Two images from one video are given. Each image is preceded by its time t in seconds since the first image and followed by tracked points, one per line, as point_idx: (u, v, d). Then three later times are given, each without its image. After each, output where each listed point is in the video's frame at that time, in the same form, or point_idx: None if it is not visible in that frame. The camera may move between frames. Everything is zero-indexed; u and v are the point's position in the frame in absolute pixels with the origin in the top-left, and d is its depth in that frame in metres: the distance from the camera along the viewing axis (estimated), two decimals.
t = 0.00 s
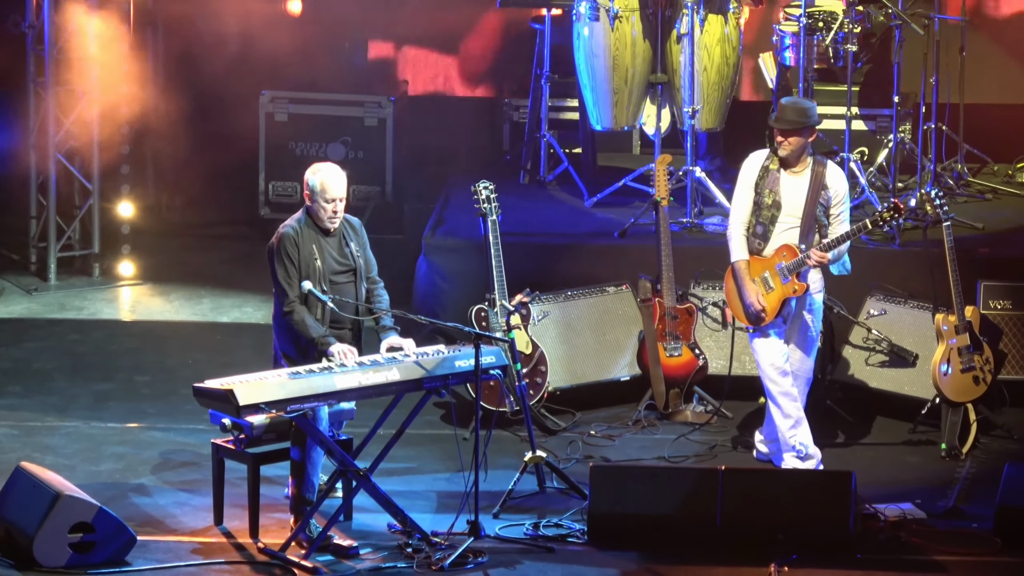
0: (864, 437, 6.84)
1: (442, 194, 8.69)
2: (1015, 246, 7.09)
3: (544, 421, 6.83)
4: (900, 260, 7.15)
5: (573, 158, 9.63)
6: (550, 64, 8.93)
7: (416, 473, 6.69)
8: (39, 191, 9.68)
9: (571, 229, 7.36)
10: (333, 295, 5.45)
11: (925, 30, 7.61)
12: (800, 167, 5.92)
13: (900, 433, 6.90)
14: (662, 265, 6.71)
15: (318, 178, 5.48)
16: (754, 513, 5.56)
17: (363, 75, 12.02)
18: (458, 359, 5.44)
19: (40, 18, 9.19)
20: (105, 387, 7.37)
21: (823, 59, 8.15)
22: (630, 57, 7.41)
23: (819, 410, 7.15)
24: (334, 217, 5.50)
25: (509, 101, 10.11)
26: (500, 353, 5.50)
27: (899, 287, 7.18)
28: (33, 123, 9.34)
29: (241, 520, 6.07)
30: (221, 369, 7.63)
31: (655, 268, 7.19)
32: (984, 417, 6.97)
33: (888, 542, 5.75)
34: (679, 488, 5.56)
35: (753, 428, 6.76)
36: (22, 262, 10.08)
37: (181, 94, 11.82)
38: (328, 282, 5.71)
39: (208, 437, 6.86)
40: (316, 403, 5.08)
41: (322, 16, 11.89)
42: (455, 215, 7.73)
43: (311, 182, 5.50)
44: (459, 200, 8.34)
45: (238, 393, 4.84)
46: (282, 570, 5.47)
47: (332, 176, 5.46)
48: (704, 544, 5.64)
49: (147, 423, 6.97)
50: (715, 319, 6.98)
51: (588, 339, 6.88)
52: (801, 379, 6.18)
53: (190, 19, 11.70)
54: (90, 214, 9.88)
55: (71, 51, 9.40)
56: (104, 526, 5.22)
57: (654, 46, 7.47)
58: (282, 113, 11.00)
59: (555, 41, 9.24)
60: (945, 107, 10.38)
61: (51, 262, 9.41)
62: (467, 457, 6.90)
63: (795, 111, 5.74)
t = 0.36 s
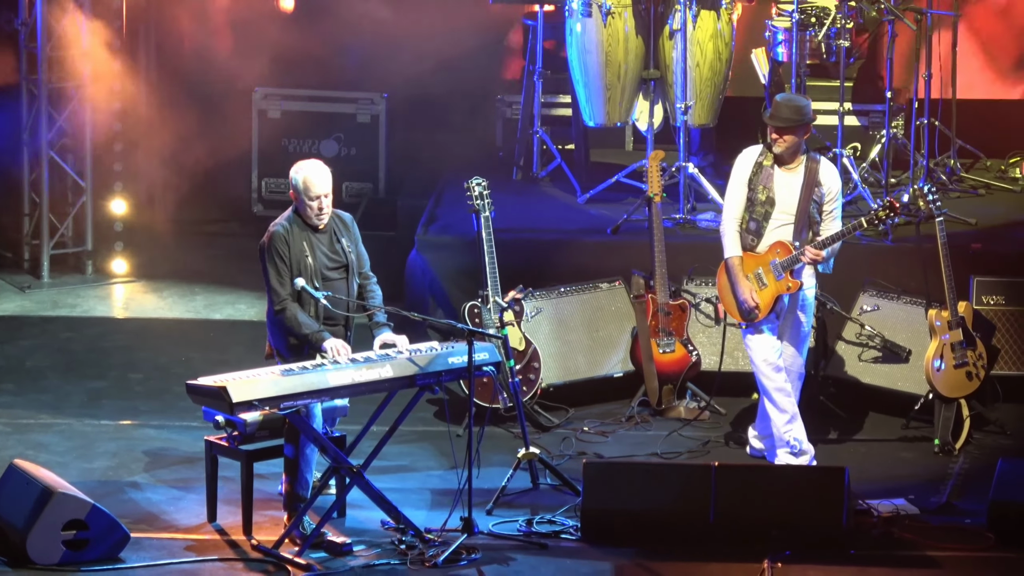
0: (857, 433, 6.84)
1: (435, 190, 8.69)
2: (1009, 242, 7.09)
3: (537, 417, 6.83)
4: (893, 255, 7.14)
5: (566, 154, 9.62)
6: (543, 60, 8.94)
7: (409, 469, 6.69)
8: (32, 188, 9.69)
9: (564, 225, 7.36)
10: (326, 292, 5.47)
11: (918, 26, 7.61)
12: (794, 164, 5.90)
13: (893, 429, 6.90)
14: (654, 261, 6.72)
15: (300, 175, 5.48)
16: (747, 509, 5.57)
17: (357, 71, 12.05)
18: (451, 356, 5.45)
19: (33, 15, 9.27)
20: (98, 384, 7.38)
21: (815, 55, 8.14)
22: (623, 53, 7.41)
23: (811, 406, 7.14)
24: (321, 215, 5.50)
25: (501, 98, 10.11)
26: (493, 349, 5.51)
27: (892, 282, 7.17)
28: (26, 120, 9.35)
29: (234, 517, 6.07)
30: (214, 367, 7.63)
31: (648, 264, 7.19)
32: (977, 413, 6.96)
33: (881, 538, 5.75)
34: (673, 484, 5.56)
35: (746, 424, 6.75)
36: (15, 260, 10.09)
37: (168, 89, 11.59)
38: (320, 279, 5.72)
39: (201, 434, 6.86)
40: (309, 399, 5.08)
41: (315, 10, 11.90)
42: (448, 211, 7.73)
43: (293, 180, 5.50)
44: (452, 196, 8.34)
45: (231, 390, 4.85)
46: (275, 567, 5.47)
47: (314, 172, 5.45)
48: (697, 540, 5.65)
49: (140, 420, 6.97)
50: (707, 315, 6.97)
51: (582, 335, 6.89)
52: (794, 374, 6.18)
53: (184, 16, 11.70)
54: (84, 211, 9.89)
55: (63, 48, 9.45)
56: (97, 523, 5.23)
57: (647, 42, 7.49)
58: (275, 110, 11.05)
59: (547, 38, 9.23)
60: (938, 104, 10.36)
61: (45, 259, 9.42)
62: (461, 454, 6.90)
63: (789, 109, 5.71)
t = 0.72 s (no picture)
0: (853, 432, 6.84)
1: (430, 189, 8.69)
2: (1004, 239, 7.09)
3: (533, 416, 6.83)
4: (889, 254, 7.15)
5: (562, 153, 9.62)
6: (538, 60, 8.93)
7: (406, 469, 6.69)
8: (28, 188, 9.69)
9: (560, 224, 7.36)
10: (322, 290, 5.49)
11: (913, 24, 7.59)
12: (791, 162, 5.89)
13: (889, 428, 6.90)
14: (651, 260, 6.72)
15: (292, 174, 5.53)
16: (743, 507, 5.58)
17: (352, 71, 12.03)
18: (447, 355, 5.45)
19: (29, 15, 9.26)
20: (95, 384, 7.38)
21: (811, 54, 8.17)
22: (618, 52, 7.41)
23: (808, 405, 7.14)
24: (315, 214, 5.54)
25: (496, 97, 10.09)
26: (489, 348, 5.51)
27: (888, 281, 7.18)
28: (22, 120, 9.36)
29: (231, 517, 6.07)
30: (210, 366, 7.63)
31: (644, 263, 7.18)
32: (973, 411, 6.96)
33: (878, 536, 5.75)
34: (668, 483, 5.58)
35: (743, 422, 6.75)
36: (11, 259, 10.09)
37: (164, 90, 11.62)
38: (316, 278, 5.73)
39: (197, 434, 6.86)
40: (306, 399, 5.09)
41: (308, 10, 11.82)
42: (444, 211, 7.73)
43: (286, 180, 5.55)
44: (448, 195, 8.34)
45: (227, 390, 4.85)
46: (272, 566, 5.47)
47: (304, 172, 5.48)
48: (694, 538, 5.65)
49: (136, 420, 6.97)
50: (704, 313, 6.96)
51: (578, 334, 6.89)
52: (791, 372, 6.18)
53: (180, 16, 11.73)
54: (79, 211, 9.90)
55: (59, 48, 9.48)
56: (94, 523, 5.23)
57: (642, 42, 7.47)
58: (270, 109, 10.99)
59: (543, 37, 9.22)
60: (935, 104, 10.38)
61: (41, 259, 9.42)
62: (457, 453, 6.90)
63: (788, 107, 5.68)
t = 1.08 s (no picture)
0: (847, 431, 6.84)
1: (423, 188, 8.68)
2: (997, 238, 7.09)
3: (527, 415, 6.82)
4: (883, 253, 7.14)
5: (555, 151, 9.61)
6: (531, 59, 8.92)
7: (399, 468, 6.69)
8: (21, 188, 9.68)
9: (554, 223, 7.36)
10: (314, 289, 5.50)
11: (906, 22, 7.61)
12: (787, 160, 5.88)
13: (883, 427, 6.89)
14: (645, 259, 6.72)
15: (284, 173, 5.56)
16: (735, 505, 5.59)
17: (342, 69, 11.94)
18: (441, 354, 5.45)
19: (21, 15, 9.20)
20: (88, 384, 7.37)
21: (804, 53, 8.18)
22: (611, 51, 7.41)
23: (802, 404, 7.13)
24: (305, 214, 5.54)
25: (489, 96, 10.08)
26: (483, 347, 5.51)
27: (881, 280, 7.17)
28: (15, 119, 9.36)
29: (224, 516, 6.07)
30: (204, 365, 7.63)
31: (638, 263, 7.18)
32: (967, 410, 6.95)
33: (872, 535, 5.75)
34: (662, 482, 5.59)
35: (737, 422, 6.74)
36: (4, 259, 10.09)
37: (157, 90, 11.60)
38: (308, 277, 5.74)
39: (191, 433, 6.86)
40: (299, 398, 5.09)
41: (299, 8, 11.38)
42: (437, 210, 7.73)
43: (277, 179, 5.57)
44: (441, 195, 8.33)
45: (221, 389, 4.84)
46: (265, 566, 5.47)
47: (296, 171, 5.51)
48: (687, 537, 5.65)
49: (130, 419, 6.97)
50: (697, 313, 6.97)
51: (571, 333, 6.89)
52: (784, 371, 6.17)
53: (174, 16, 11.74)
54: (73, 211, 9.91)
55: (52, 48, 9.45)
56: (87, 523, 5.23)
57: (635, 40, 7.48)
58: (264, 108, 11.03)
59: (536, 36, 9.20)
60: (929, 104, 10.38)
61: (34, 259, 9.42)
62: (451, 453, 6.90)
63: (782, 105, 5.67)
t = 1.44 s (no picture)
0: (841, 431, 6.84)
1: (417, 190, 8.68)
2: (990, 239, 7.09)
3: (521, 417, 6.82)
4: (878, 254, 7.13)
5: (548, 153, 9.60)
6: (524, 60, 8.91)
7: (393, 470, 6.69)
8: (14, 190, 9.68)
9: (548, 225, 7.36)
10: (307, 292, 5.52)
11: (899, 23, 7.63)
12: (779, 161, 5.88)
13: (877, 427, 6.89)
14: (638, 260, 6.72)
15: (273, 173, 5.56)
16: (730, 506, 5.60)
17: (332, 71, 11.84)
18: (434, 356, 5.46)
19: (14, 17, 9.22)
20: (82, 386, 7.37)
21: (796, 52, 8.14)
22: (605, 52, 7.41)
23: (796, 405, 7.13)
24: (296, 212, 5.57)
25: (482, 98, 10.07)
26: (476, 349, 5.51)
27: (875, 280, 7.16)
28: (7, 122, 9.36)
29: (219, 518, 6.07)
30: (197, 367, 7.63)
31: (631, 264, 7.18)
32: (960, 411, 6.95)
33: (866, 536, 5.75)
34: (656, 483, 5.59)
35: (731, 423, 6.74)
36: None
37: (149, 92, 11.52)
38: (302, 278, 5.76)
39: (185, 435, 6.87)
40: (293, 400, 5.09)
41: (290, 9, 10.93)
42: (430, 211, 7.74)
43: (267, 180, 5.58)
44: (434, 196, 8.32)
45: (215, 391, 4.85)
46: (260, 568, 5.47)
47: (286, 170, 5.52)
48: (682, 538, 5.66)
49: (123, 422, 6.97)
50: (691, 314, 6.96)
51: (565, 334, 6.89)
52: (777, 371, 6.16)
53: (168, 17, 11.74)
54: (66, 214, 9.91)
55: (45, 50, 9.46)
56: (81, 525, 5.24)
57: (628, 41, 7.48)
58: (258, 110, 11.04)
59: (529, 37, 9.20)
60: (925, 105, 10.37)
61: (27, 262, 9.41)
62: (445, 454, 6.90)
63: (775, 106, 5.67)
